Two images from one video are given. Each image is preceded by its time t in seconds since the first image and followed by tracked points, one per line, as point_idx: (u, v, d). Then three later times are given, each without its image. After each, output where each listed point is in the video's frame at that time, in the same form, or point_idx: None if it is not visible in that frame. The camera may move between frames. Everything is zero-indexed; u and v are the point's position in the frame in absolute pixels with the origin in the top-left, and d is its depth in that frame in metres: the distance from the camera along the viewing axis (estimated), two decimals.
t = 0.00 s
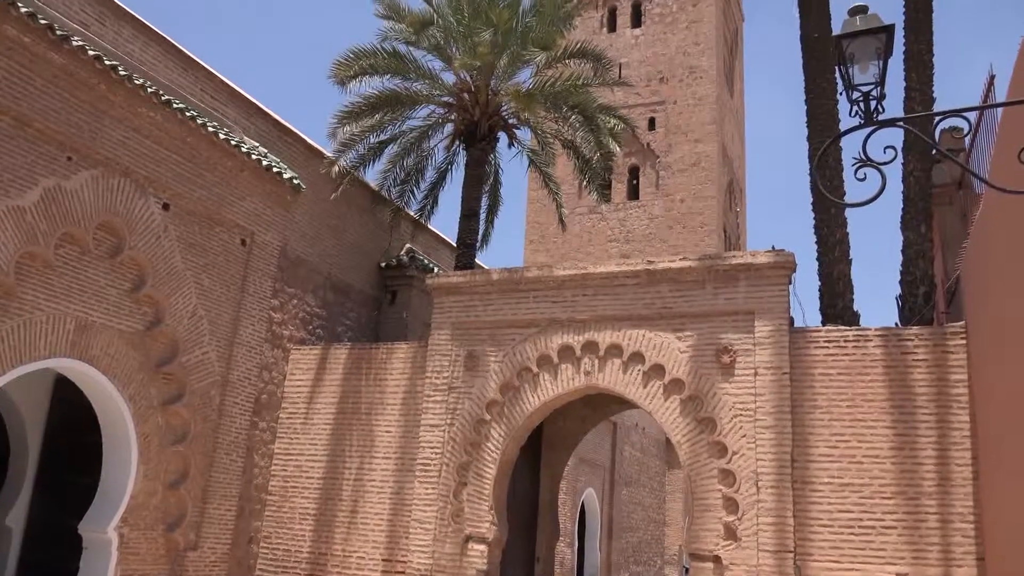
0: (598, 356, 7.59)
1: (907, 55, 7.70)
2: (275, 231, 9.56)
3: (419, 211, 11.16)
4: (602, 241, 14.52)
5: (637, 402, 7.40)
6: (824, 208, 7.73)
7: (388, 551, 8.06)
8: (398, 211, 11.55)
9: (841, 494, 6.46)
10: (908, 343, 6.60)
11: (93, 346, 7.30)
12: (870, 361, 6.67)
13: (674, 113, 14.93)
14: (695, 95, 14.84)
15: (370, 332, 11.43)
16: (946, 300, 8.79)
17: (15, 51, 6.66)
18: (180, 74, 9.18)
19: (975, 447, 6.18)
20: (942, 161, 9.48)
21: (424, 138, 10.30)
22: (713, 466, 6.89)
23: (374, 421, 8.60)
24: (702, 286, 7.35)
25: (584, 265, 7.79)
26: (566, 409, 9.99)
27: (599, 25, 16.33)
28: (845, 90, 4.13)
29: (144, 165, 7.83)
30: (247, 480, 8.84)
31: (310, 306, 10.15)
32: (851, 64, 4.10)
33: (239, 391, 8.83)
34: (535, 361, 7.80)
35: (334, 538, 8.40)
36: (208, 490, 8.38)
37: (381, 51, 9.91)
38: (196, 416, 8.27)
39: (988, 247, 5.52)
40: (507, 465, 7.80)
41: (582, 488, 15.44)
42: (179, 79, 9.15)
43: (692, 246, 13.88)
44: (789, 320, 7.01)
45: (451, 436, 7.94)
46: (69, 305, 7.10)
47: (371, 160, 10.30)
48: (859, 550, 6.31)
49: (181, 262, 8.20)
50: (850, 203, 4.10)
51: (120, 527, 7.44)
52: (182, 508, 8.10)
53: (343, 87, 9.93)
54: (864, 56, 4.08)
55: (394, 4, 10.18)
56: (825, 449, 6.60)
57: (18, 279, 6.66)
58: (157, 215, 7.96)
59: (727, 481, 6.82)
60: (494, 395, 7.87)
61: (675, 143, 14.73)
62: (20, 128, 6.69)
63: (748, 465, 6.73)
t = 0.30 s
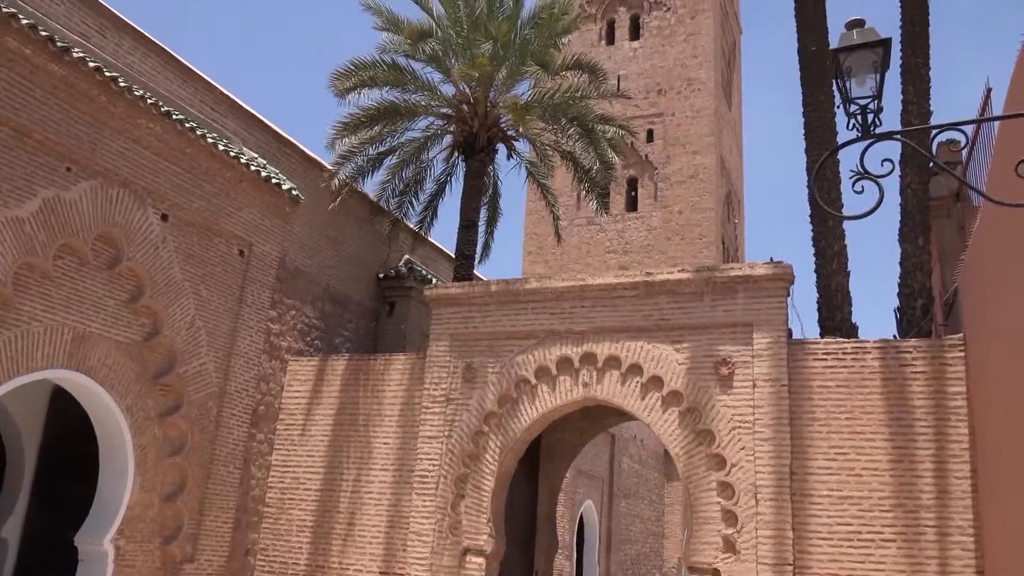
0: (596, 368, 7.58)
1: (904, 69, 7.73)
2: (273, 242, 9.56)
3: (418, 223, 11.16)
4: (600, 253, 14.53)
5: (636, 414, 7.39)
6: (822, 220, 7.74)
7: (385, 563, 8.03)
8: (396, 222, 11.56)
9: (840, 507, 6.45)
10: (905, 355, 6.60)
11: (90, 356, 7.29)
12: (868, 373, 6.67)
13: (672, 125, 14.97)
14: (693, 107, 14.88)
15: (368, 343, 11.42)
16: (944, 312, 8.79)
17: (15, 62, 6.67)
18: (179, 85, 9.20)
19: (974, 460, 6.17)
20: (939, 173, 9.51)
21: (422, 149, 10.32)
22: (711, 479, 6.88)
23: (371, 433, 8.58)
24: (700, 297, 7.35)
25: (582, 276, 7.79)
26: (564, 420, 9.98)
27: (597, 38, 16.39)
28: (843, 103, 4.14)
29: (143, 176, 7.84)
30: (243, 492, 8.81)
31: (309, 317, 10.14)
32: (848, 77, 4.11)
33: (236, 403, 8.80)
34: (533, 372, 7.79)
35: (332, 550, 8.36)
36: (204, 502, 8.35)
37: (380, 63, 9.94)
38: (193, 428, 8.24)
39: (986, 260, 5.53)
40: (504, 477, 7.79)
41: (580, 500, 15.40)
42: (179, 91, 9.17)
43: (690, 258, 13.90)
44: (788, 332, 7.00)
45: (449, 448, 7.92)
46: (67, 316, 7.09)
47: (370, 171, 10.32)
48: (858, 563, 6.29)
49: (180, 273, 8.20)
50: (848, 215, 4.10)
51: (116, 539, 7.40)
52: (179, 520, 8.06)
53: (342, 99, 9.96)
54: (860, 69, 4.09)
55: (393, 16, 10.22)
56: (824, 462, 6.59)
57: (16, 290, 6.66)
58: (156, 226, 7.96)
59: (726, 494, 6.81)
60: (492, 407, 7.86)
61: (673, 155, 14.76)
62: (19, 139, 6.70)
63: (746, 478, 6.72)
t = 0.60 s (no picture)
0: (594, 380, 7.57)
1: (900, 82, 7.77)
2: (271, 254, 9.55)
3: (416, 234, 11.16)
4: (598, 264, 14.54)
5: (634, 425, 7.37)
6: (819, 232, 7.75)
7: None
8: (395, 233, 11.57)
9: (839, 520, 6.43)
10: (904, 367, 6.60)
11: (87, 367, 7.27)
12: (865, 386, 6.67)
13: (670, 137, 15.01)
14: (691, 119, 14.93)
15: (366, 353, 11.40)
16: (942, 323, 8.80)
17: (14, 73, 6.68)
18: (178, 97, 9.22)
19: (972, 472, 6.16)
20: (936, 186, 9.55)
21: (421, 161, 10.34)
22: (710, 491, 6.87)
23: (369, 445, 8.55)
24: (698, 309, 7.35)
25: (580, 288, 7.79)
26: (562, 432, 9.96)
27: (595, 50, 16.44)
28: (839, 116, 4.16)
29: (141, 187, 7.84)
30: (240, 504, 8.76)
31: (306, 328, 10.13)
32: (844, 90, 4.13)
33: (233, 414, 8.78)
34: (531, 384, 7.78)
35: (328, 562, 8.31)
36: (201, 514, 8.31)
37: (379, 75, 9.97)
38: (190, 439, 8.22)
39: (983, 272, 5.53)
40: (501, 490, 7.77)
41: (578, 512, 15.35)
42: (178, 102, 9.19)
43: (688, 269, 13.92)
44: (786, 344, 7.00)
45: (447, 460, 7.90)
46: (64, 327, 7.08)
47: (368, 183, 10.34)
48: None
49: (177, 284, 8.19)
50: (845, 228, 4.10)
51: (112, 551, 7.36)
52: (175, 532, 8.03)
53: (341, 110, 9.98)
54: (857, 83, 4.11)
55: (391, 29, 10.26)
56: (823, 474, 6.57)
57: (13, 301, 6.64)
58: (154, 238, 7.96)
59: (724, 506, 6.79)
60: (489, 418, 7.84)
61: (671, 167, 14.79)
62: (18, 149, 6.70)
63: (745, 490, 6.70)
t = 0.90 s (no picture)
0: (592, 392, 7.56)
1: (897, 95, 7.80)
2: (269, 265, 9.55)
3: (414, 245, 11.16)
4: (596, 275, 14.56)
5: (632, 438, 7.36)
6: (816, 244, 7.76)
7: None
8: (393, 245, 11.58)
9: (837, 532, 6.41)
10: (901, 379, 6.59)
11: (83, 379, 7.25)
12: (863, 398, 6.67)
13: (667, 149, 15.04)
14: (688, 131, 14.97)
15: (364, 365, 11.38)
16: (939, 336, 8.81)
17: (13, 84, 6.69)
18: (176, 108, 9.24)
19: (971, 485, 6.15)
20: (932, 199, 9.59)
21: (418, 173, 10.35)
22: (708, 503, 6.85)
23: (366, 457, 8.53)
24: (696, 321, 7.35)
25: (578, 299, 7.79)
26: (560, 444, 9.94)
27: (593, 62, 16.50)
28: (836, 129, 4.17)
29: (139, 198, 7.85)
30: (236, 516, 8.72)
31: (304, 339, 10.11)
32: (841, 103, 4.15)
33: (230, 426, 8.75)
34: (529, 396, 7.76)
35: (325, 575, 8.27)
36: (196, 526, 8.27)
37: (377, 87, 10.00)
38: (186, 451, 8.18)
39: (980, 284, 5.54)
40: (499, 502, 7.74)
41: (576, 524, 15.29)
42: (176, 113, 9.21)
43: (686, 281, 13.94)
44: (783, 356, 7.00)
45: (444, 472, 7.88)
46: (61, 338, 7.06)
47: (366, 194, 10.35)
48: None
49: (175, 295, 8.18)
50: (841, 240, 4.10)
51: (107, 564, 7.32)
52: (171, 545, 7.98)
53: (339, 122, 10.00)
54: (853, 96, 4.13)
55: (389, 41, 10.32)
56: (821, 486, 6.56)
57: (9, 311, 6.63)
58: (152, 249, 7.96)
59: (722, 518, 6.77)
60: (487, 430, 7.82)
61: (668, 179, 14.83)
62: (16, 161, 6.71)
63: (743, 503, 6.69)
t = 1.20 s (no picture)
0: (589, 405, 7.55)
1: (892, 109, 7.83)
2: (266, 277, 9.54)
3: (411, 257, 11.17)
4: (593, 287, 14.57)
5: (629, 450, 7.35)
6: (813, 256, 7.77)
7: None
8: (390, 257, 11.58)
9: (835, 546, 6.39)
10: (899, 392, 6.59)
11: (79, 391, 7.22)
12: (860, 411, 6.66)
13: (664, 161, 15.08)
14: (685, 144, 15.02)
15: (360, 377, 11.36)
16: (936, 348, 8.82)
17: (11, 96, 6.70)
18: (174, 120, 9.26)
19: (969, 498, 6.14)
20: (928, 212, 9.63)
21: (416, 185, 10.37)
22: (706, 517, 6.83)
23: (363, 470, 8.50)
24: (693, 333, 7.35)
25: (575, 312, 7.79)
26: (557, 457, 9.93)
27: (590, 75, 16.57)
28: (832, 142, 4.18)
29: (136, 210, 7.84)
30: (232, 530, 8.67)
31: (301, 351, 10.10)
32: (836, 117, 4.16)
33: (226, 439, 8.72)
34: (526, 408, 7.75)
35: None
36: (192, 539, 8.22)
37: (374, 100, 10.03)
38: (182, 464, 8.15)
39: (977, 297, 5.55)
40: (496, 515, 7.72)
41: (573, 537, 15.24)
42: (174, 126, 9.22)
43: (683, 293, 13.97)
44: (780, 369, 7.00)
45: (441, 484, 7.85)
46: (57, 351, 7.04)
47: (363, 206, 10.36)
48: None
49: (172, 307, 8.17)
50: (838, 254, 4.10)
51: None
52: (166, 558, 7.93)
53: (337, 134, 10.02)
54: (849, 110, 4.14)
55: (387, 54, 10.36)
56: (818, 499, 6.55)
57: (6, 323, 6.61)
58: (149, 260, 7.95)
59: (720, 532, 6.75)
60: (484, 443, 7.80)
61: (665, 191, 14.86)
62: (14, 173, 6.71)
63: (741, 516, 6.67)
